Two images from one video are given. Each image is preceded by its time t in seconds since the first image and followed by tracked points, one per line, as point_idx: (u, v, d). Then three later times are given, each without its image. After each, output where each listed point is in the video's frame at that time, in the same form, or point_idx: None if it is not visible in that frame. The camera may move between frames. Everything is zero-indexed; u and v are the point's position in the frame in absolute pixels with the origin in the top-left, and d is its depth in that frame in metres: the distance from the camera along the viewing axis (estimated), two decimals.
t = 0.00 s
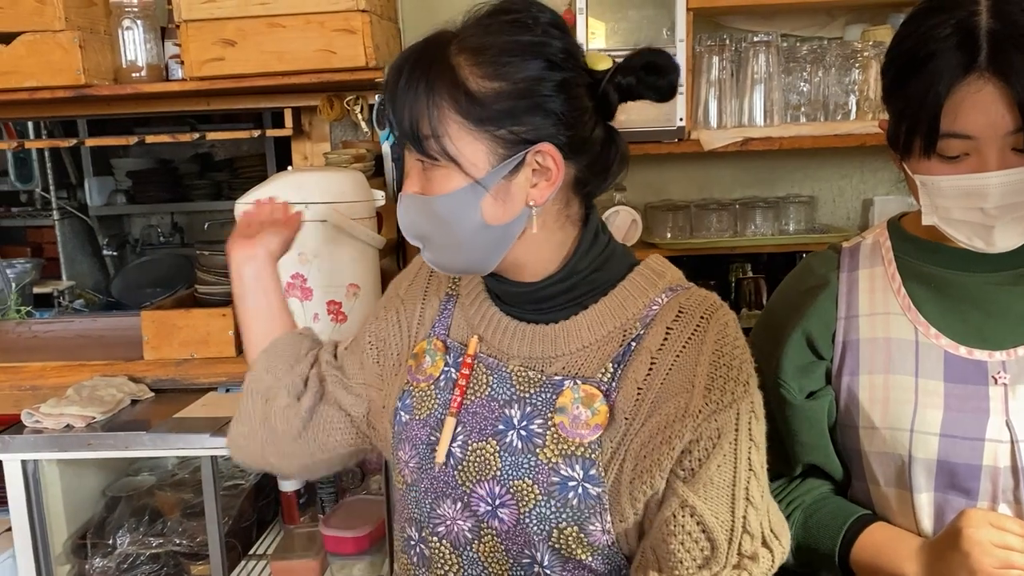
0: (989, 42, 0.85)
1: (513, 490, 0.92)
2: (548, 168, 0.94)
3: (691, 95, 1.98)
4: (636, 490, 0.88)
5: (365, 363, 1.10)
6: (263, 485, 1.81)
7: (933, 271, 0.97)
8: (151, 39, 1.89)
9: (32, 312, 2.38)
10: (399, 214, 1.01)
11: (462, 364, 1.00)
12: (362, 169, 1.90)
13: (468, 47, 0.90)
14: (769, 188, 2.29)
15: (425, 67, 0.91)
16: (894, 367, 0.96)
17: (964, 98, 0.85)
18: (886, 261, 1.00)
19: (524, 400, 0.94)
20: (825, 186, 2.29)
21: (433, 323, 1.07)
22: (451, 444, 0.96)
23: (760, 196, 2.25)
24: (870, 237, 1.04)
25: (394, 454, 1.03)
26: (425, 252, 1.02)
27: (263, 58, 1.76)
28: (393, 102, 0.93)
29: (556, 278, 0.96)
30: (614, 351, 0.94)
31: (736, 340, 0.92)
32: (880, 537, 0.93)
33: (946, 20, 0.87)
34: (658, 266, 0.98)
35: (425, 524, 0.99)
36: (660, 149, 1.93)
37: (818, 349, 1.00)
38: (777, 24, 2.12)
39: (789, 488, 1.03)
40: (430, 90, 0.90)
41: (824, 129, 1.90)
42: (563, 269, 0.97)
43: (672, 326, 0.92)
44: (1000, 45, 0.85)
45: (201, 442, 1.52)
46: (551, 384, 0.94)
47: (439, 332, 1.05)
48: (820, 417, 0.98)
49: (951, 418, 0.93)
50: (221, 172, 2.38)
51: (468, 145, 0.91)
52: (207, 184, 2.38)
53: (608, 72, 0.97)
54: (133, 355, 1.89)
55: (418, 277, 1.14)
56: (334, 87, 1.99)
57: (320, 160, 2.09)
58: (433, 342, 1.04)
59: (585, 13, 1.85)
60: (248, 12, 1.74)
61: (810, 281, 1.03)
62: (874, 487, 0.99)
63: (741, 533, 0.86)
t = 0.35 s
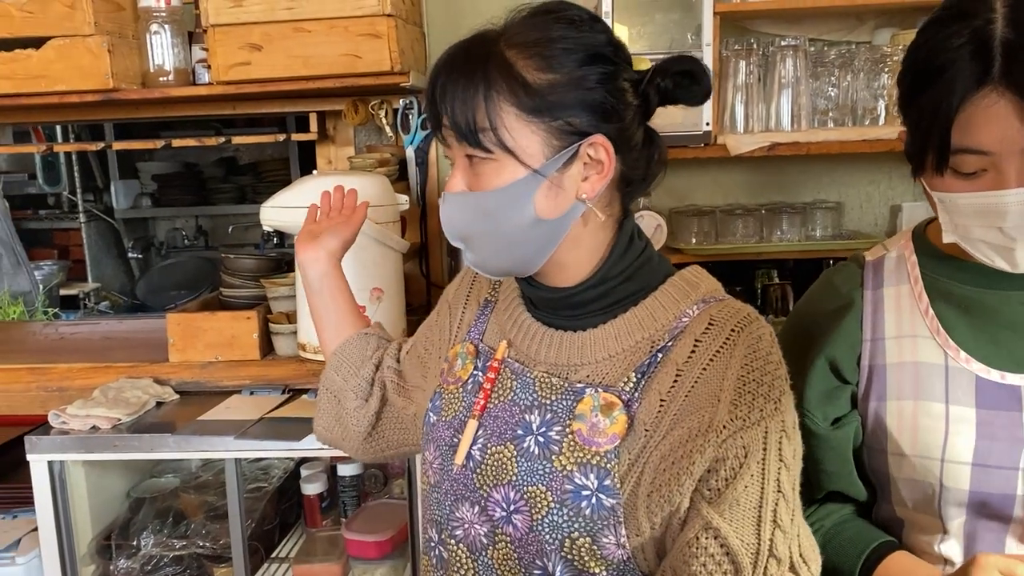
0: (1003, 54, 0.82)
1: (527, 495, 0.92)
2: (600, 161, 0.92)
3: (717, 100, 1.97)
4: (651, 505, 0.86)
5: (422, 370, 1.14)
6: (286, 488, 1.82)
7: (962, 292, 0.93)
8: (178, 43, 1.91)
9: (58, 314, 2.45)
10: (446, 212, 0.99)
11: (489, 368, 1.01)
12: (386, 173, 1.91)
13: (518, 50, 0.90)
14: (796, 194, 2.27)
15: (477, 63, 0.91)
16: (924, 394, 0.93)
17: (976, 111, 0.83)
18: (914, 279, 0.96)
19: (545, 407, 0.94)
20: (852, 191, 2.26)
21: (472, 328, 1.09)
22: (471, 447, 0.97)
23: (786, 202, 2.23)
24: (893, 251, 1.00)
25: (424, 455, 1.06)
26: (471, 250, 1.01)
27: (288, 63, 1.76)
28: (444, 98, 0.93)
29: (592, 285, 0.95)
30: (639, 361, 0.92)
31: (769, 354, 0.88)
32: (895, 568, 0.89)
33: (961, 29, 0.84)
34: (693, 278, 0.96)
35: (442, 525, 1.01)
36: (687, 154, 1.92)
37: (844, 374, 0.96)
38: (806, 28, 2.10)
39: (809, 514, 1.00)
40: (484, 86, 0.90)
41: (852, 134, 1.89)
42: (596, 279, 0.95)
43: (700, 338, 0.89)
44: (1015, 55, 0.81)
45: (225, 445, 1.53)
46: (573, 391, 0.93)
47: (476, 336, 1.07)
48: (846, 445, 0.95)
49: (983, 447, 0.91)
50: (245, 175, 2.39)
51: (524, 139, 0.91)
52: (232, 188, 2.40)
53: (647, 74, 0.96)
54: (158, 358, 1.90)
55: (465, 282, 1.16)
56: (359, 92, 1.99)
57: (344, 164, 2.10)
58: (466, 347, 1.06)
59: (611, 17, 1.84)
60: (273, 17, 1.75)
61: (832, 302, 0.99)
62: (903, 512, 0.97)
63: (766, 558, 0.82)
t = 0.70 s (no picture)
0: None
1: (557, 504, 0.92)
2: (641, 157, 0.95)
3: (744, 107, 1.96)
4: (683, 509, 0.87)
5: (433, 382, 1.15)
6: (310, 492, 1.82)
7: (997, 322, 0.93)
8: (207, 50, 1.93)
9: (86, 315, 2.47)
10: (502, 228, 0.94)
11: (509, 377, 1.00)
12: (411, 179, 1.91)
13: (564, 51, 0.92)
14: (823, 201, 2.25)
15: (532, 65, 0.91)
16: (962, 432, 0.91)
17: (1000, 138, 0.81)
18: (947, 309, 0.94)
19: (571, 413, 0.94)
20: (880, 199, 2.24)
21: (486, 336, 1.09)
22: (494, 456, 0.97)
23: (813, 209, 2.22)
24: (924, 277, 0.98)
25: (440, 465, 1.06)
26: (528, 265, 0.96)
27: (314, 69, 1.77)
28: (499, 106, 0.91)
29: (618, 288, 0.96)
30: (664, 365, 0.92)
31: (794, 356, 0.90)
32: None
33: (983, 52, 0.83)
34: (711, 282, 0.97)
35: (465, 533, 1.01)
36: (712, 161, 1.91)
37: (877, 412, 0.94)
38: (833, 34, 2.09)
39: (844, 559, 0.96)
40: (548, 88, 0.89)
41: (881, 141, 1.88)
42: (620, 281, 0.96)
43: (727, 342, 0.90)
44: None
45: (250, 448, 1.54)
46: (597, 398, 0.93)
47: (491, 345, 1.07)
48: (884, 488, 0.93)
49: None
50: (270, 180, 2.40)
51: (589, 137, 0.91)
52: (256, 192, 2.42)
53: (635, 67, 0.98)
54: (184, 361, 1.92)
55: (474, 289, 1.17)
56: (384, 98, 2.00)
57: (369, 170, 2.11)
58: (482, 356, 1.05)
59: (636, 23, 1.83)
60: (300, 24, 1.76)
61: (863, 338, 0.97)
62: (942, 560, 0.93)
63: (797, 557, 0.84)
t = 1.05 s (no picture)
0: None
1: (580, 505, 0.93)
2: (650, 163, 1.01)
3: (771, 115, 1.95)
4: (704, 502, 0.89)
5: (439, 398, 1.18)
6: (334, 496, 1.83)
7: None
8: (236, 57, 1.95)
9: (112, 319, 2.44)
10: (559, 223, 0.93)
11: (521, 383, 1.01)
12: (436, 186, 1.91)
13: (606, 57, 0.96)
14: (849, 209, 2.24)
15: (580, 65, 0.94)
16: None
17: None
18: (1005, 334, 0.96)
19: (587, 416, 0.95)
20: (909, 208, 2.22)
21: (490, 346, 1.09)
22: (512, 463, 0.98)
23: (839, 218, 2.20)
24: (975, 301, 1.00)
25: (452, 476, 1.06)
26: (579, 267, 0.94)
27: (342, 77, 1.79)
28: (555, 98, 0.93)
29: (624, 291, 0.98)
30: (676, 363, 0.94)
31: (801, 351, 0.92)
32: None
33: None
34: (715, 280, 0.99)
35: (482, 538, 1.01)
36: (739, 169, 1.91)
37: (951, 442, 0.95)
38: (862, 42, 2.09)
39: None
40: (603, 88, 0.93)
41: (909, 150, 1.87)
42: (628, 282, 0.98)
43: (736, 336, 0.92)
44: None
45: (276, 452, 1.55)
46: (613, 399, 0.94)
47: (497, 353, 1.08)
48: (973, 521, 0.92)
49: None
50: (294, 185, 2.42)
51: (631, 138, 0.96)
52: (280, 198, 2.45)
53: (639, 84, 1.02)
54: (210, 365, 1.93)
55: (473, 303, 1.20)
56: (410, 105, 2.00)
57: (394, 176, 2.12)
58: (489, 364, 1.06)
59: (663, 31, 1.83)
60: (328, 32, 1.77)
61: (927, 372, 0.97)
62: None
63: (814, 542, 0.87)
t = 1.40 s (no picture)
0: None
1: (599, 504, 0.94)
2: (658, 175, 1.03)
3: (793, 122, 1.95)
4: (722, 498, 0.90)
5: (453, 403, 1.19)
6: (354, 500, 1.83)
7: None
8: (261, 64, 1.97)
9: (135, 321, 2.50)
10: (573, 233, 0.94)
11: (536, 385, 1.02)
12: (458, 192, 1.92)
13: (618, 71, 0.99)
14: (872, 217, 2.23)
15: (592, 78, 0.97)
16: None
17: None
18: None
19: (605, 416, 0.96)
20: (932, 216, 2.21)
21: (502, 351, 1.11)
22: (530, 465, 0.98)
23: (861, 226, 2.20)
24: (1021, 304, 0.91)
25: (468, 480, 1.07)
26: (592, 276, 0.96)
27: (365, 83, 1.81)
28: (569, 110, 0.95)
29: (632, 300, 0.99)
30: (690, 363, 0.96)
31: (811, 350, 0.94)
32: None
33: None
34: (724, 283, 1.01)
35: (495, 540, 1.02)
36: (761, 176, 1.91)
37: (1008, 452, 0.89)
38: (885, 49, 2.09)
39: None
40: (615, 101, 0.96)
41: (932, 158, 1.87)
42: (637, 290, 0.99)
43: (749, 335, 0.94)
44: None
45: (298, 455, 1.56)
46: (630, 400, 0.96)
47: (509, 358, 1.09)
48: None
49: None
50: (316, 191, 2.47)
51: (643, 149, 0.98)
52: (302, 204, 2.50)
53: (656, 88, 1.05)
54: (233, 368, 1.95)
55: (483, 308, 1.21)
56: (432, 111, 2.02)
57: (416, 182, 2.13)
58: (503, 368, 1.07)
59: (686, 38, 1.83)
60: (353, 39, 1.79)
61: (981, 380, 0.90)
62: None
63: (831, 537, 0.88)
